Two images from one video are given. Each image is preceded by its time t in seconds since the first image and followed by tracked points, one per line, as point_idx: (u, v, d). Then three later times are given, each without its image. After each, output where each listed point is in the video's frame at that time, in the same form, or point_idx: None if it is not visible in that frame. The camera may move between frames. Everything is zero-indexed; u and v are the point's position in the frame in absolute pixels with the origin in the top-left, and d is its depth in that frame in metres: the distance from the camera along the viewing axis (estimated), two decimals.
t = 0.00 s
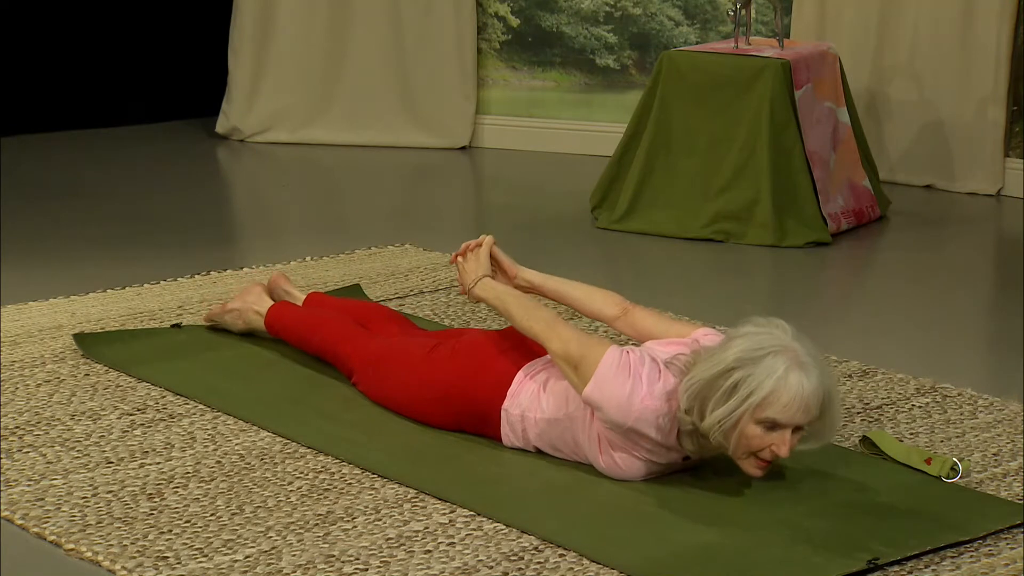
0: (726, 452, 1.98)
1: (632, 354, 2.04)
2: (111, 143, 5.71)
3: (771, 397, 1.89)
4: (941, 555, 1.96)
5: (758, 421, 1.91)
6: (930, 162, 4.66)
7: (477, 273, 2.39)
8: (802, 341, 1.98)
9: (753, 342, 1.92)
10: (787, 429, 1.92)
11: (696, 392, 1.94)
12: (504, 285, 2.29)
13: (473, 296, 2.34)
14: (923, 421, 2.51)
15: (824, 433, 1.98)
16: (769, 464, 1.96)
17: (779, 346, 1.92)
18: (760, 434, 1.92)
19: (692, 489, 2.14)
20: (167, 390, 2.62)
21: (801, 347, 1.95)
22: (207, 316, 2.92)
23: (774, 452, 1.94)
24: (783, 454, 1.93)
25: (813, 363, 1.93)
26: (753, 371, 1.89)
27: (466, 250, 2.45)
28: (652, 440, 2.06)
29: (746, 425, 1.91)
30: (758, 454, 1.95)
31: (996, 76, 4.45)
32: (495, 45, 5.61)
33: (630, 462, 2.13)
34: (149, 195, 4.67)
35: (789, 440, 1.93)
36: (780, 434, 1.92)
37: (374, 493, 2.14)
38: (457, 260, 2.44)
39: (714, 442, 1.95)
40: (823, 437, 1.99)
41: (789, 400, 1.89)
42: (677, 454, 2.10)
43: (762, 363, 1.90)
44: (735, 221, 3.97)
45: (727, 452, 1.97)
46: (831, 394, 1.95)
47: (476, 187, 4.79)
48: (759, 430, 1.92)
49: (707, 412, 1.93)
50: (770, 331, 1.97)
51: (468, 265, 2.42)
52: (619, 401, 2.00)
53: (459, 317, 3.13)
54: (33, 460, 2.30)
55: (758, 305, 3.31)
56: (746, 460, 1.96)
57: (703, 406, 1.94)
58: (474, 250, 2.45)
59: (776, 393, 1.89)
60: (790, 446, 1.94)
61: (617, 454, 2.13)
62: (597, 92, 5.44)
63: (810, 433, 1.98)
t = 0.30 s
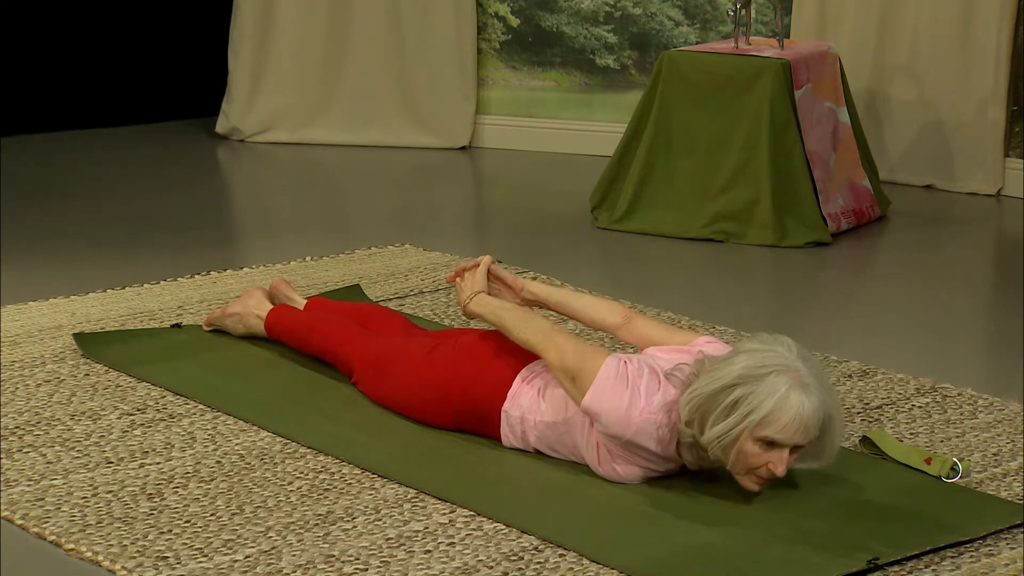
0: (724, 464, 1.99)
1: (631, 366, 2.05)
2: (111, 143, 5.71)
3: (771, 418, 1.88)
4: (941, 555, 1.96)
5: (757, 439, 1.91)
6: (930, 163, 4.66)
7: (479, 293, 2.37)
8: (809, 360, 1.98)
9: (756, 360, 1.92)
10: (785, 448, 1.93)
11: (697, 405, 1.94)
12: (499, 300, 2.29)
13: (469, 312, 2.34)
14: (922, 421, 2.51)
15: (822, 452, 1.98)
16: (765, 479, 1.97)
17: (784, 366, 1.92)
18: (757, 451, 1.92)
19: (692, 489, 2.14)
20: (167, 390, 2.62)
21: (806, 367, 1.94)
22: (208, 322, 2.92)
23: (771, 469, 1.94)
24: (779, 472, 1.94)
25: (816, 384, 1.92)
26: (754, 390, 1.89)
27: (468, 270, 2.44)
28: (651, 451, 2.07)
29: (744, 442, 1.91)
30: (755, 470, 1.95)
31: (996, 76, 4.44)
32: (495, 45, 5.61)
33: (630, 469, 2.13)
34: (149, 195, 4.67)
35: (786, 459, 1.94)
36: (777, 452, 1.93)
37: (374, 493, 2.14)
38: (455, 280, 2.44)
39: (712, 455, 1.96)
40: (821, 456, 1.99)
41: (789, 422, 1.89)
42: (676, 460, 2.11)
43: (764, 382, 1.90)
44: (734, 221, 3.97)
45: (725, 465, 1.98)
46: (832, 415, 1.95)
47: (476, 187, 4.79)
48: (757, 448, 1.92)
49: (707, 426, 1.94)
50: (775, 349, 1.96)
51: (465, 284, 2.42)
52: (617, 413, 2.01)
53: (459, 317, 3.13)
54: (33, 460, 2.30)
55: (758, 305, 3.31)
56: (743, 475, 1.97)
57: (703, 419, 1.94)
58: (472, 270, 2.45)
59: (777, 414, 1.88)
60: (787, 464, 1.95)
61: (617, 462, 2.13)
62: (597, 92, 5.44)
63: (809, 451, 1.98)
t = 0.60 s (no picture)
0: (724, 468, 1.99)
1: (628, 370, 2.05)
2: (112, 143, 5.71)
3: (770, 422, 1.88)
4: (941, 555, 1.96)
5: (756, 443, 1.91)
6: (930, 163, 4.66)
7: (470, 307, 2.36)
8: (809, 365, 1.97)
9: (756, 364, 1.92)
10: (785, 452, 1.93)
11: (697, 409, 1.94)
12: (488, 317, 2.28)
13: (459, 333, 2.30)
14: (922, 421, 2.51)
15: (823, 456, 1.98)
16: (766, 483, 1.97)
17: (783, 370, 1.92)
18: (757, 455, 1.93)
19: (692, 488, 2.14)
20: (167, 390, 2.62)
21: (806, 370, 1.94)
22: (208, 322, 2.92)
23: (771, 473, 1.94)
24: (779, 475, 1.94)
25: (815, 388, 1.92)
26: (753, 394, 1.89)
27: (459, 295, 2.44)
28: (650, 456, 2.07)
29: (743, 446, 1.92)
30: (755, 473, 1.96)
31: (996, 76, 4.44)
32: (495, 45, 5.61)
33: (631, 471, 2.13)
34: (148, 195, 4.67)
35: (786, 462, 1.94)
36: (776, 456, 1.93)
37: (374, 493, 2.14)
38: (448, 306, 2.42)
39: (712, 459, 1.96)
40: (822, 459, 1.98)
41: (788, 426, 1.89)
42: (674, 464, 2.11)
43: (763, 386, 1.90)
44: (734, 221, 3.97)
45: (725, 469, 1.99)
46: (832, 419, 1.94)
47: (476, 187, 4.79)
48: (756, 451, 1.93)
49: (707, 430, 1.94)
50: (775, 352, 1.96)
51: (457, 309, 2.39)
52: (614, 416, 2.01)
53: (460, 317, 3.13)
54: (33, 460, 2.30)
55: (758, 305, 3.31)
56: (743, 478, 1.98)
57: (703, 424, 1.95)
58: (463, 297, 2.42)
59: (775, 418, 1.88)
60: (786, 468, 1.95)
61: (618, 465, 2.13)
62: (597, 92, 5.44)
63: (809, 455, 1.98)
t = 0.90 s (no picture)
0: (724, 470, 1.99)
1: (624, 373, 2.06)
2: (112, 143, 5.71)
3: (769, 424, 1.88)
4: (940, 555, 1.96)
5: (756, 445, 1.91)
6: (930, 163, 4.66)
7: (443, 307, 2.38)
8: (809, 367, 1.98)
9: (755, 367, 1.92)
10: (784, 454, 1.92)
11: (696, 411, 1.94)
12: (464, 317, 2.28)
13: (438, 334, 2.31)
14: (922, 421, 2.51)
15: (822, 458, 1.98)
16: (764, 484, 1.97)
17: (782, 373, 1.92)
18: (756, 457, 1.92)
19: (692, 489, 2.14)
20: (167, 390, 2.62)
21: (805, 373, 1.94)
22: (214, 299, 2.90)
23: (770, 475, 1.94)
24: (778, 477, 1.94)
25: (815, 390, 1.92)
26: (752, 396, 1.89)
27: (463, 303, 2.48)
28: (651, 459, 2.07)
29: (742, 448, 1.91)
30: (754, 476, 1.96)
31: (996, 76, 4.44)
32: (495, 45, 5.61)
33: (631, 473, 2.13)
34: (149, 195, 4.67)
35: (785, 465, 1.93)
36: (775, 458, 1.93)
37: (374, 493, 2.14)
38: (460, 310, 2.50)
39: (712, 461, 1.96)
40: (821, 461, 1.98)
41: (787, 428, 1.89)
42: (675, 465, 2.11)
43: (763, 389, 1.90)
44: (735, 221, 3.97)
45: (725, 470, 1.98)
46: (832, 421, 1.94)
47: (476, 187, 4.79)
48: (756, 453, 1.93)
49: (706, 432, 1.94)
50: (775, 355, 1.96)
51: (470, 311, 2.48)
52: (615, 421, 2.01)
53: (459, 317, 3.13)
54: (33, 460, 2.30)
55: (757, 305, 3.31)
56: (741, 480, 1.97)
57: (703, 426, 1.95)
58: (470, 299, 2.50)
59: (775, 420, 1.88)
60: (785, 470, 1.94)
61: (618, 467, 2.13)
62: (597, 92, 5.44)
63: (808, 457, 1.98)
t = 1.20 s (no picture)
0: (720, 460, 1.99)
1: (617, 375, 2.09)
2: (112, 143, 5.71)
3: (763, 410, 1.88)
4: (941, 555, 1.96)
5: (751, 433, 1.91)
6: (930, 163, 4.66)
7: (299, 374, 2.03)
8: (802, 355, 1.98)
9: (748, 354, 1.93)
10: (779, 441, 1.92)
11: (691, 401, 1.95)
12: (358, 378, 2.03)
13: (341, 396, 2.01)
14: (922, 421, 2.51)
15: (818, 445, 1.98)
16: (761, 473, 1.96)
17: (775, 359, 1.92)
18: (752, 445, 1.92)
19: (692, 489, 2.14)
20: (167, 390, 2.62)
21: (798, 359, 1.95)
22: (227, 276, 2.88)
23: (766, 463, 1.94)
24: (775, 465, 1.93)
25: (808, 376, 1.93)
26: (746, 383, 1.90)
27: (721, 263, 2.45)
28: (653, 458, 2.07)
29: (738, 435, 1.91)
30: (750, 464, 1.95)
31: (996, 76, 4.44)
32: (495, 45, 5.61)
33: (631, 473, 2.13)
34: (149, 196, 4.67)
35: (781, 452, 1.93)
36: (771, 446, 1.92)
37: (374, 493, 2.14)
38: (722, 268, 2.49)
39: (708, 451, 1.96)
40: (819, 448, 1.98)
41: (781, 414, 1.89)
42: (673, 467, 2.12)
43: (755, 375, 1.90)
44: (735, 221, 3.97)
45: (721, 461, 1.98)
46: (826, 407, 1.94)
47: (476, 188, 4.79)
48: (751, 441, 1.92)
49: (701, 421, 1.94)
50: (768, 342, 1.96)
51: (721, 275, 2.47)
52: (615, 424, 2.04)
53: (459, 317, 3.13)
54: (33, 460, 2.30)
55: (758, 305, 3.31)
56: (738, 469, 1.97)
57: (698, 416, 1.95)
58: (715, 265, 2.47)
59: (768, 406, 1.88)
60: (782, 457, 1.94)
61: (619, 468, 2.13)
62: (597, 92, 5.44)
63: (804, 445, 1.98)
